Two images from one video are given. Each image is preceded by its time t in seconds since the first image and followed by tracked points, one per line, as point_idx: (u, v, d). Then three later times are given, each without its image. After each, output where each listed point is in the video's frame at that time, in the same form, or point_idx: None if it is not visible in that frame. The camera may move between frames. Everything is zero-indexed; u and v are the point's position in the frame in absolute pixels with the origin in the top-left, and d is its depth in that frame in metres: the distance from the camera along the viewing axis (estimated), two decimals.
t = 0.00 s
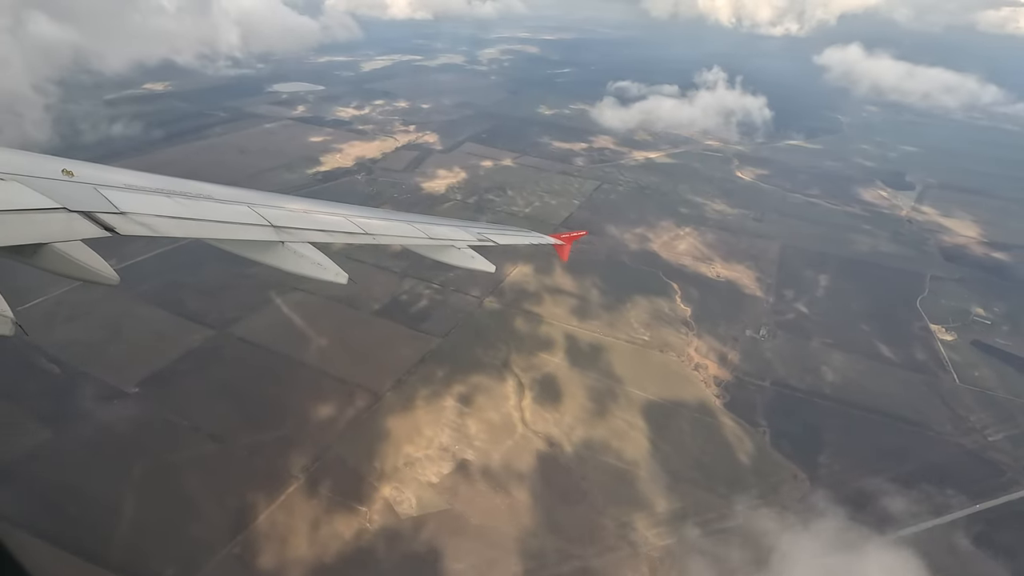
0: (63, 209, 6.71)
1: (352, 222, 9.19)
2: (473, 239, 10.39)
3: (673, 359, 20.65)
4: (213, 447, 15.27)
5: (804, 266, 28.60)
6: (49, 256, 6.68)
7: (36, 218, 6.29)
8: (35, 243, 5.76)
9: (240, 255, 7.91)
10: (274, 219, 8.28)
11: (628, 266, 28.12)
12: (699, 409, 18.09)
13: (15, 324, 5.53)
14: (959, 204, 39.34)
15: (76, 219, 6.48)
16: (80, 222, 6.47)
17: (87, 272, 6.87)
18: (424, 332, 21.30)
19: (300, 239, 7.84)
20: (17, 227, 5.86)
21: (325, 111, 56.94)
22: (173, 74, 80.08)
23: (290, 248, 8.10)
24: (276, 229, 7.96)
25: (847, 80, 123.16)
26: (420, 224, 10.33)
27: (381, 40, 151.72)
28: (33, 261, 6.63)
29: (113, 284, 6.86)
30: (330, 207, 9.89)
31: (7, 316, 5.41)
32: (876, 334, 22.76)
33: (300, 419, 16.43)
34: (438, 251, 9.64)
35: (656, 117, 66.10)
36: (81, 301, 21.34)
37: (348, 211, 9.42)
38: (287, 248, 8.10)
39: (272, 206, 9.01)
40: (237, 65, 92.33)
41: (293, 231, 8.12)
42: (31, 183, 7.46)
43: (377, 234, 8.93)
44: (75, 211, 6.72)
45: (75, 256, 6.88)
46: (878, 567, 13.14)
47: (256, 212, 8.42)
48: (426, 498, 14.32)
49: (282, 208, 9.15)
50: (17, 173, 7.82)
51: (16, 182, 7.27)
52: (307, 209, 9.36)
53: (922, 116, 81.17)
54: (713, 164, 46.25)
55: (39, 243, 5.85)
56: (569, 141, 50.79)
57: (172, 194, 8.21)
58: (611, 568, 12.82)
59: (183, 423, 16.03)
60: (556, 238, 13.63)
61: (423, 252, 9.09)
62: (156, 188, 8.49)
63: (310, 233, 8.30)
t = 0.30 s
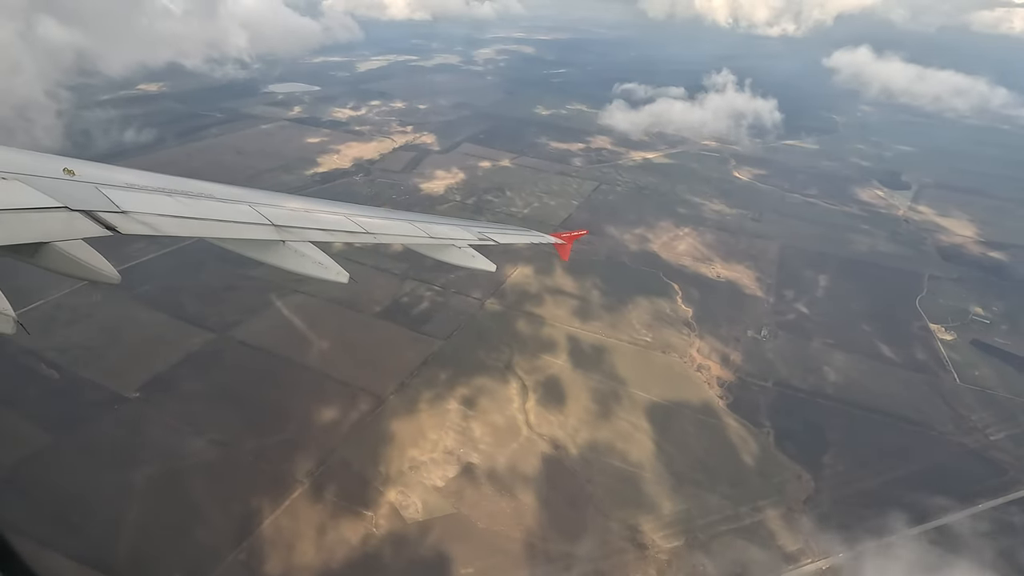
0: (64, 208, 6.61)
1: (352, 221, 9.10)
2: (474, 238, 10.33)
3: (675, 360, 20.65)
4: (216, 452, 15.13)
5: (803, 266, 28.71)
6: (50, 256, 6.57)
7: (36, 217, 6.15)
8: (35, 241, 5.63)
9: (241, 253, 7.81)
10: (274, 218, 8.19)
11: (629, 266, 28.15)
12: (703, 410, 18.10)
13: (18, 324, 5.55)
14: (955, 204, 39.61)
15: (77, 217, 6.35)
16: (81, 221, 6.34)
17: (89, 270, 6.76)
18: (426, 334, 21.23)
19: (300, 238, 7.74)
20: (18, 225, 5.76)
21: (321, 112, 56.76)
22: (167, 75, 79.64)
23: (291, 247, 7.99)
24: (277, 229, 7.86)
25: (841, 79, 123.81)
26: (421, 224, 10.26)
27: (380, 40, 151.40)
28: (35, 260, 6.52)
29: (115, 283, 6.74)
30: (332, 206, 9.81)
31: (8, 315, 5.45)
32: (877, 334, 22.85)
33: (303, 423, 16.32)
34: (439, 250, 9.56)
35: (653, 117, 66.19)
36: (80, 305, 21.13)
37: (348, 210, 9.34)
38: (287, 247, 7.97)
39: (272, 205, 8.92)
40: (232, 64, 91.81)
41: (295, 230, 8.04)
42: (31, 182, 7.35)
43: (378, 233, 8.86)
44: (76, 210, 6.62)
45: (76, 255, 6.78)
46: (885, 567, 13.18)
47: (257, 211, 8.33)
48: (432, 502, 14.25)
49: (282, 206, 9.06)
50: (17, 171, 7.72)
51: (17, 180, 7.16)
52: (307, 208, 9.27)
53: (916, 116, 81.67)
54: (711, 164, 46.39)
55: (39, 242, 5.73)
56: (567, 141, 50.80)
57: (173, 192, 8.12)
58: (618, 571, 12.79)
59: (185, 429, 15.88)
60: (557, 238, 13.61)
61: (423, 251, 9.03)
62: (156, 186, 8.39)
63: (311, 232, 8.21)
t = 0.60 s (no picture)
0: (64, 208, 6.54)
1: (352, 222, 9.05)
2: (474, 239, 10.29)
3: (678, 360, 20.66)
4: (219, 457, 15.01)
5: (803, 265, 28.81)
6: (49, 255, 6.48)
7: (36, 217, 6.09)
8: (35, 241, 5.56)
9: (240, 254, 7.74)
10: (274, 219, 8.13)
11: (629, 267, 28.16)
12: (707, 411, 18.12)
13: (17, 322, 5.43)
14: (951, 203, 39.88)
15: (77, 218, 6.28)
16: (81, 221, 6.28)
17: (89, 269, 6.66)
18: (428, 336, 21.16)
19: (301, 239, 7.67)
20: (17, 225, 5.68)
21: (317, 112, 56.52)
22: (161, 75, 79.03)
23: (291, 248, 7.91)
24: (277, 229, 7.80)
25: (836, 78, 124.37)
26: (421, 224, 10.20)
27: (376, 40, 150.81)
28: (34, 261, 6.43)
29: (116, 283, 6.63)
30: (332, 206, 9.75)
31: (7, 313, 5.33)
32: (878, 333, 22.94)
33: (306, 427, 16.20)
34: (439, 251, 9.52)
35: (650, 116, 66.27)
36: (78, 308, 20.94)
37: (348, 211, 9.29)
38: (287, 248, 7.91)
39: (271, 205, 8.86)
40: (227, 63, 91.27)
41: (295, 231, 7.95)
42: (30, 182, 7.25)
43: (377, 233, 8.80)
44: (76, 210, 6.56)
45: (76, 255, 6.68)
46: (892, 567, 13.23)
47: (258, 211, 8.26)
48: (438, 506, 14.17)
49: (282, 207, 8.99)
50: (16, 170, 7.61)
51: (18, 180, 7.09)
52: (307, 208, 9.20)
53: (911, 115, 82.09)
54: (708, 164, 46.45)
55: (39, 242, 5.68)
56: (565, 141, 50.77)
57: (173, 192, 8.05)
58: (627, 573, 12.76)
59: (186, 433, 15.75)
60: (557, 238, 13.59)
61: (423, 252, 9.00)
62: (157, 186, 8.30)
63: (311, 232, 8.16)
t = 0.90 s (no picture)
0: (63, 208, 6.49)
1: (351, 223, 9.00)
2: (475, 240, 10.27)
3: (681, 361, 20.67)
4: (222, 462, 14.88)
5: (803, 265, 28.90)
6: (49, 256, 6.41)
7: (35, 217, 6.06)
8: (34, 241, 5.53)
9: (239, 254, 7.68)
10: (274, 220, 8.08)
11: (629, 267, 28.15)
12: (711, 412, 18.12)
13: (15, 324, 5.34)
14: (947, 202, 40.14)
15: (76, 218, 6.24)
16: (80, 222, 6.25)
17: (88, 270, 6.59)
18: (431, 338, 21.08)
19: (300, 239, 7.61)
20: (15, 225, 5.64)
21: (314, 112, 56.29)
22: (154, 75, 78.43)
23: (291, 249, 7.84)
24: (276, 230, 7.76)
25: (830, 78, 124.94)
26: (421, 224, 10.16)
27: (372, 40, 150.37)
28: (33, 261, 6.36)
29: (115, 284, 6.55)
30: (331, 207, 9.70)
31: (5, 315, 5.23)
32: (878, 333, 23.04)
33: (310, 430, 16.11)
34: (439, 252, 9.48)
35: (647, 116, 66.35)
36: (75, 312, 20.72)
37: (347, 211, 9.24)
38: (287, 248, 7.79)
39: (269, 206, 8.80)
40: (221, 61, 90.60)
41: (294, 232, 7.91)
42: (29, 182, 7.17)
43: (377, 234, 8.76)
44: (75, 210, 6.52)
45: (75, 255, 6.61)
46: (898, 568, 13.27)
47: (257, 212, 8.22)
48: (445, 510, 14.10)
49: (282, 208, 8.94)
50: (13, 169, 7.52)
51: (16, 181, 7.00)
52: (307, 210, 9.14)
53: (905, 114, 82.61)
54: (706, 164, 46.53)
55: (39, 242, 5.65)
56: (562, 141, 50.72)
57: (172, 193, 7.97)
58: None
59: (188, 438, 15.62)
60: (556, 238, 13.57)
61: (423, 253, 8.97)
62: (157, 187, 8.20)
63: (310, 233, 8.12)
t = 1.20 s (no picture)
0: (62, 208, 6.41)
1: (350, 223, 8.94)
2: (474, 241, 10.25)
3: (683, 362, 20.69)
4: (225, 467, 14.76)
5: (802, 265, 29.00)
6: (48, 256, 6.33)
7: (35, 216, 5.99)
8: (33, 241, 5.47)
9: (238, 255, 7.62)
10: (273, 221, 8.02)
11: (630, 268, 28.16)
12: (715, 413, 18.14)
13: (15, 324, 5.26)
14: (943, 201, 40.41)
15: (76, 218, 6.17)
16: (79, 221, 6.19)
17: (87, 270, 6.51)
18: (433, 341, 21.00)
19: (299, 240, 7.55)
20: (15, 226, 5.56)
21: (310, 113, 56.05)
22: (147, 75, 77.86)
23: (290, 249, 7.76)
24: (276, 231, 7.71)
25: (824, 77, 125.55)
26: (421, 225, 10.12)
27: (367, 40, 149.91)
28: (33, 261, 6.28)
29: (115, 284, 6.47)
30: (330, 208, 9.64)
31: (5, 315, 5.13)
32: (879, 333, 23.14)
33: (313, 434, 16.00)
34: (439, 253, 9.45)
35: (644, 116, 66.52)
36: (73, 315, 20.51)
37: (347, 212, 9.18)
38: (287, 248, 7.71)
39: (269, 206, 8.74)
40: (215, 59, 89.94)
41: (293, 232, 7.85)
42: (28, 182, 7.08)
43: (376, 235, 8.72)
44: (74, 209, 6.46)
45: (75, 255, 6.54)
46: (904, 568, 13.31)
47: (257, 213, 8.16)
48: (451, 514, 14.03)
49: (281, 208, 8.89)
50: (11, 169, 7.43)
51: (15, 180, 6.91)
52: (307, 210, 9.08)
53: (899, 114, 83.20)
54: (703, 164, 46.63)
55: (39, 242, 5.59)
56: (560, 142, 50.70)
57: (171, 193, 7.89)
58: None
59: (190, 442, 15.49)
60: (556, 239, 13.53)
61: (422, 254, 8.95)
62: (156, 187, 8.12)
63: (308, 234, 8.07)
